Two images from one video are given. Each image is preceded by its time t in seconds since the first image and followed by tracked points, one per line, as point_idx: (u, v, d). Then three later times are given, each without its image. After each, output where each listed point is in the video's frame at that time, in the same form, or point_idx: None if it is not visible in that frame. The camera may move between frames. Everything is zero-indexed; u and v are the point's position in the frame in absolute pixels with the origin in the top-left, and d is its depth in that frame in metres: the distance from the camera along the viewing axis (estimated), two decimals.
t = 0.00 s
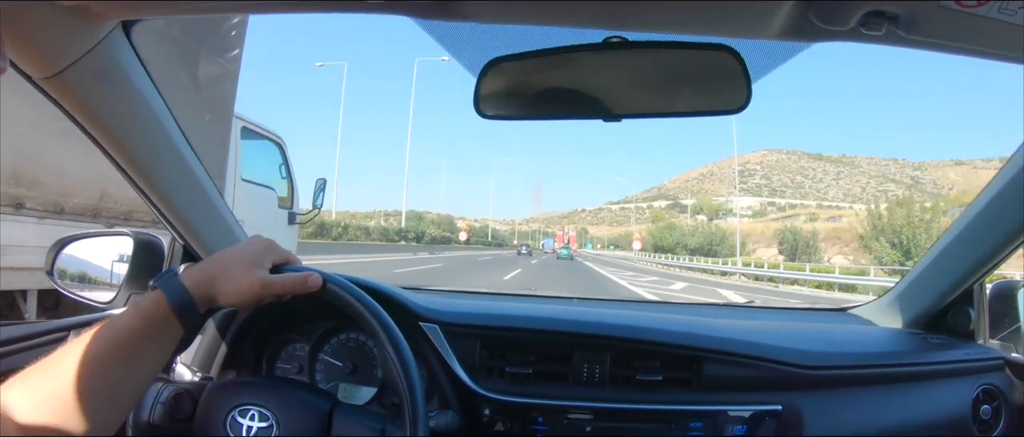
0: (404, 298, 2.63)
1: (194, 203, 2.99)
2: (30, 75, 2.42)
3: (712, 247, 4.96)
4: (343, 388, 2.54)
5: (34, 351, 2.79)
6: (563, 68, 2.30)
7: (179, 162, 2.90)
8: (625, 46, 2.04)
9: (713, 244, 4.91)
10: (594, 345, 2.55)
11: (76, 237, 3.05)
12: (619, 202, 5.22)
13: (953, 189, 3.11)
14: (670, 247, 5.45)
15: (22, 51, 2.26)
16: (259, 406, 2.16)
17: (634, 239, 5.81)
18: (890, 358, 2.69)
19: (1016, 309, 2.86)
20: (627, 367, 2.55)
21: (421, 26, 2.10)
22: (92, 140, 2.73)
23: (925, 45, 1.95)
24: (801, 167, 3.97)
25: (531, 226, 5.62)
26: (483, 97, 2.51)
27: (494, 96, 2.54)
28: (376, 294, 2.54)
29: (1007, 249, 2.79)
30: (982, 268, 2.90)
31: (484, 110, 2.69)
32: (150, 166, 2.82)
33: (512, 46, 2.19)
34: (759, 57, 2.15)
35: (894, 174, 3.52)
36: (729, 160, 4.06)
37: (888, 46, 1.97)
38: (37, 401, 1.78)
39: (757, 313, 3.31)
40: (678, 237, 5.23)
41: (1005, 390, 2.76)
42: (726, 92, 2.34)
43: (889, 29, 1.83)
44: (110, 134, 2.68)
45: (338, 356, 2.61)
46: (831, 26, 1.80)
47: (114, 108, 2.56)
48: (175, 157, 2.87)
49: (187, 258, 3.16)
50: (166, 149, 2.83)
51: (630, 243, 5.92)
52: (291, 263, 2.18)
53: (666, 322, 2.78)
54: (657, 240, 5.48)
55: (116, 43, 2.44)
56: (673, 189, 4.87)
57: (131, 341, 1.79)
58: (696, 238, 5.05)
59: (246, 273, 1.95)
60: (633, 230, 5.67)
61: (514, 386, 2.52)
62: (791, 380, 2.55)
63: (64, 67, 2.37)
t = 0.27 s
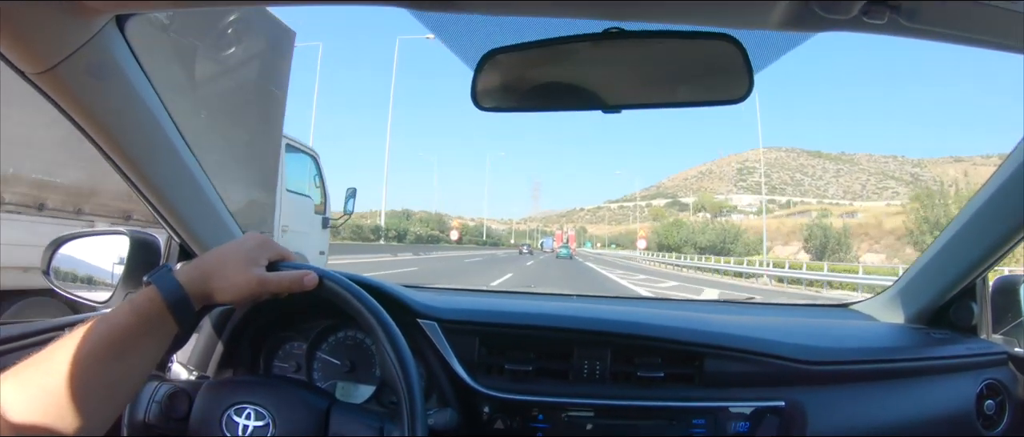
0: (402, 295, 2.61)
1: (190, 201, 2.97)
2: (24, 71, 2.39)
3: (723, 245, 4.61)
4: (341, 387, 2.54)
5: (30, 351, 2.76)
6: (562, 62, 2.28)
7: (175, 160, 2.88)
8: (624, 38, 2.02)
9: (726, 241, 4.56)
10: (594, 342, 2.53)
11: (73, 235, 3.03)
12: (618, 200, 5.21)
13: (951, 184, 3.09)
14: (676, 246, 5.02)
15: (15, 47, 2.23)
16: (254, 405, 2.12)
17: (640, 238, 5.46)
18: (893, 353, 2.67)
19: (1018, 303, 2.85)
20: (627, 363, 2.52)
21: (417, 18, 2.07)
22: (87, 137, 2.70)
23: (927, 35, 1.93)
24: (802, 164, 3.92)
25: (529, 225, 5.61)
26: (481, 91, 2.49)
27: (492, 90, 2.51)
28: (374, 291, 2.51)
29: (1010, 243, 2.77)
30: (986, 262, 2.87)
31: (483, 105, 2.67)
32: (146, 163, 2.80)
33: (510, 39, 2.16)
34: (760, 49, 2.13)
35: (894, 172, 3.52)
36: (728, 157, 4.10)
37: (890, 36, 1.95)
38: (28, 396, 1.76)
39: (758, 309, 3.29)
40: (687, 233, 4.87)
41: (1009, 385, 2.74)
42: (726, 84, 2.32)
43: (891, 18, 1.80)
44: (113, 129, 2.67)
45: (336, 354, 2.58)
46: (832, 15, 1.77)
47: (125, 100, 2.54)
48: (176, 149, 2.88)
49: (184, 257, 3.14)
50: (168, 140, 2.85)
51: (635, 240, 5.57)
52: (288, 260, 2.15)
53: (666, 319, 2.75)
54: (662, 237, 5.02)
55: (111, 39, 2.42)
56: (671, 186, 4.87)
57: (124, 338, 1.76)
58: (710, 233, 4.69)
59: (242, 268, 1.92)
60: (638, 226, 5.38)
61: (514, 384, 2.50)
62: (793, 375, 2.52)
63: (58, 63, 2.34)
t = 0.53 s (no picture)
0: (409, 300, 2.62)
1: (195, 205, 2.97)
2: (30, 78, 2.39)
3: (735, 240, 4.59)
4: (349, 392, 2.55)
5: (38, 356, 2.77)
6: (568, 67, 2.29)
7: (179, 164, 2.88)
8: (630, 47, 2.04)
9: (742, 238, 4.52)
10: (599, 346, 2.54)
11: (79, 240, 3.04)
12: (619, 199, 5.22)
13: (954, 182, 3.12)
14: (686, 243, 5.17)
15: (22, 55, 2.23)
16: (264, 411, 2.13)
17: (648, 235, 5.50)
18: (896, 357, 2.69)
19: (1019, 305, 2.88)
20: (633, 367, 2.54)
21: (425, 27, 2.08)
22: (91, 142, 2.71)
23: (932, 43, 1.94)
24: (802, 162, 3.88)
25: (530, 224, 5.63)
26: (489, 98, 2.51)
27: (499, 96, 2.53)
28: (381, 297, 2.52)
29: (1010, 247, 2.79)
30: (988, 265, 2.89)
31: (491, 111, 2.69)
32: (150, 168, 2.80)
33: (518, 47, 2.17)
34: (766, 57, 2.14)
35: (896, 169, 3.58)
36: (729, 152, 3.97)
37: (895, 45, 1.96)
38: (41, 405, 1.78)
39: (761, 311, 3.30)
40: (698, 231, 4.94)
41: (1011, 387, 2.77)
42: (731, 90, 2.33)
43: (896, 28, 1.81)
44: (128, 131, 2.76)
45: (343, 360, 2.59)
46: (838, 25, 1.78)
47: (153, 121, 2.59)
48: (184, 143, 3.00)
49: (189, 261, 3.15)
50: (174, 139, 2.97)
51: (643, 238, 5.61)
52: (295, 267, 2.17)
53: (671, 323, 2.77)
54: (671, 234, 5.18)
55: (116, 46, 2.42)
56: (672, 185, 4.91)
57: (133, 345, 1.77)
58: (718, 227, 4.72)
59: (250, 277, 1.94)
60: (645, 223, 5.44)
61: (520, 388, 2.51)
62: (797, 379, 2.54)
63: (65, 70, 2.34)
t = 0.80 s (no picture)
0: (404, 291, 2.61)
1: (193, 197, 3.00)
2: (26, 70, 2.34)
3: (759, 237, 4.41)
4: (346, 383, 2.56)
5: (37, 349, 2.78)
6: (560, 57, 2.28)
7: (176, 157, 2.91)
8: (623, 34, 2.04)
9: (765, 234, 4.34)
10: (595, 336, 2.54)
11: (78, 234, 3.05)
12: (619, 198, 5.21)
13: (953, 173, 3.09)
14: (697, 239, 4.98)
15: (16, 48, 2.20)
16: (258, 399, 2.14)
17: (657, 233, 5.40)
18: (893, 347, 2.68)
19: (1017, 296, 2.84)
20: (628, 357, 2.53)
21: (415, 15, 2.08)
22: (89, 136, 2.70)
23: (925, 28, 1.93)
24: (803, 160, 4.01)
25: (530, 223, 5.63)
26: (480, 87, 2.50)
27: (490, 86, 2.52)
28: (377, 287, 2.52)
29: (1009, 237, 2.77)
30: (986, 254, 2.88)
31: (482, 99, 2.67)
32: (146, 159, 2.82)
33: (509, 35, 2.17)
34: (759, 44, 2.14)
35: (898, 166, 3.53)
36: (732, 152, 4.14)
37: (887, 30, 1.95)
38: (37, 393, 1.77)
39: (759, 303, 3.30)
40: (711, 229, 4.79)
41: (1009, 377, 2.76)
42: (723, 76, 2.33)
43: (887, 11, 1.80)
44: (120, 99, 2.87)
45: (339, 350, 2.60)
46: (829, 10, 1.78)
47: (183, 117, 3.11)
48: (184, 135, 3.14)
49: (187, 255, 3.17)
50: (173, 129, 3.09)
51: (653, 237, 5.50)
52: (290, 256, 2.17)
53: (667, 313, 2.76)
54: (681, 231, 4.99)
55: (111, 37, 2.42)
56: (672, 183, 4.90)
57: (129, 334, 1.77)
58: (733, 225, 4.59)
59: (244, 267, 1.94)
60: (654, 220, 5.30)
61: (515, 377, 2.51)
62: (793, 369, 2.53)
63: (60, 62, 2.32)
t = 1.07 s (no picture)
0: (401, 288, 2.59)
1: (188, 196, 2.99)
2: (17, 68, 2.32)
3: (777, 233, 4.11)
4: (342, 382, 2.55)
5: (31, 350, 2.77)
6: (555, 51, 2.26)
7: (171, 156, 2.89)
8: (619, 27, 2.02)
9: (788, 230, 4.05)
10: (592, 332, 2.53)
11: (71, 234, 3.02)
12: (617, 194, 5.18)
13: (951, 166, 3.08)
14: (707, 236, 4.82)
15: (7, 47, 2.18)
16: (253, 398, 2.12)
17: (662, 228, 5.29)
18: (893, 342, 2.67)
19: (1016, 290, 2.88)
20: (626, 353, 2.52)
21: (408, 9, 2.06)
22: (82, 135, 2.67)
23: (923, 19, 1.91)
24: (801, 155, 3.94)
25: (527, 220, 5.61)
26: (474, 83, 2.49)
27: (484, 80, 2.50)
28: (373, 285, 2.50)
29: (1007, 230, 2.76)
30: (984, 248, 2.86)
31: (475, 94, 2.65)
32: (141, 157, 2.80)
33: (504, 28, 2.14)
34: (755, 38, 2.14)
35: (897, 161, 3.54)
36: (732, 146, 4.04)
37: (884, 22, 1.93)
38: (28, 389, 1.74)
39: (758, 299, 3.28)
40: (724, 224, 4.53)
41: (1009, 372, 2.74)
42: (720, 70, 2.32)
43: (884, 3, 1.79)
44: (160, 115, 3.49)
45: (336, 349, 2.58)
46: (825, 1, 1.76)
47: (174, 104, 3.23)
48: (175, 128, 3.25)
49: (183, 254, 3.16)
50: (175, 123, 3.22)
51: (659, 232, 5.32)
52: (284, 254, 2.15)
53: (665, 309, 2.75)
54: (688, 226, 4.87)
55: (104, 35, 2.40)
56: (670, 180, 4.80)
57: (123, 330, 1.74)
58: (746, 220, 4.32)
59: (240, 264, 1.92)
60: (660, 215, 5.20)
61: (513, 375, 2.50)
62: (792, 364, 2.52)
63: (51, 62, 2.30)
